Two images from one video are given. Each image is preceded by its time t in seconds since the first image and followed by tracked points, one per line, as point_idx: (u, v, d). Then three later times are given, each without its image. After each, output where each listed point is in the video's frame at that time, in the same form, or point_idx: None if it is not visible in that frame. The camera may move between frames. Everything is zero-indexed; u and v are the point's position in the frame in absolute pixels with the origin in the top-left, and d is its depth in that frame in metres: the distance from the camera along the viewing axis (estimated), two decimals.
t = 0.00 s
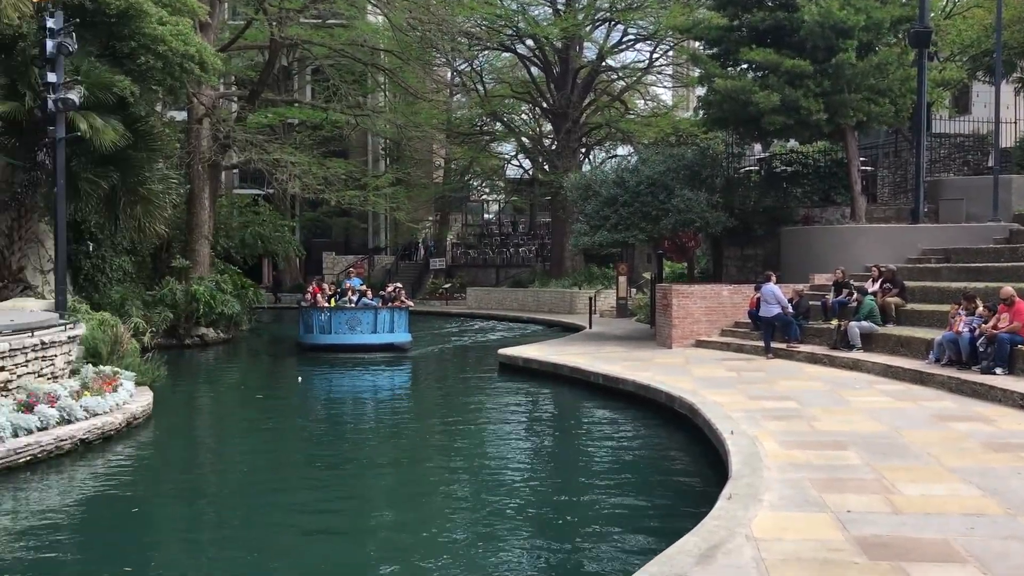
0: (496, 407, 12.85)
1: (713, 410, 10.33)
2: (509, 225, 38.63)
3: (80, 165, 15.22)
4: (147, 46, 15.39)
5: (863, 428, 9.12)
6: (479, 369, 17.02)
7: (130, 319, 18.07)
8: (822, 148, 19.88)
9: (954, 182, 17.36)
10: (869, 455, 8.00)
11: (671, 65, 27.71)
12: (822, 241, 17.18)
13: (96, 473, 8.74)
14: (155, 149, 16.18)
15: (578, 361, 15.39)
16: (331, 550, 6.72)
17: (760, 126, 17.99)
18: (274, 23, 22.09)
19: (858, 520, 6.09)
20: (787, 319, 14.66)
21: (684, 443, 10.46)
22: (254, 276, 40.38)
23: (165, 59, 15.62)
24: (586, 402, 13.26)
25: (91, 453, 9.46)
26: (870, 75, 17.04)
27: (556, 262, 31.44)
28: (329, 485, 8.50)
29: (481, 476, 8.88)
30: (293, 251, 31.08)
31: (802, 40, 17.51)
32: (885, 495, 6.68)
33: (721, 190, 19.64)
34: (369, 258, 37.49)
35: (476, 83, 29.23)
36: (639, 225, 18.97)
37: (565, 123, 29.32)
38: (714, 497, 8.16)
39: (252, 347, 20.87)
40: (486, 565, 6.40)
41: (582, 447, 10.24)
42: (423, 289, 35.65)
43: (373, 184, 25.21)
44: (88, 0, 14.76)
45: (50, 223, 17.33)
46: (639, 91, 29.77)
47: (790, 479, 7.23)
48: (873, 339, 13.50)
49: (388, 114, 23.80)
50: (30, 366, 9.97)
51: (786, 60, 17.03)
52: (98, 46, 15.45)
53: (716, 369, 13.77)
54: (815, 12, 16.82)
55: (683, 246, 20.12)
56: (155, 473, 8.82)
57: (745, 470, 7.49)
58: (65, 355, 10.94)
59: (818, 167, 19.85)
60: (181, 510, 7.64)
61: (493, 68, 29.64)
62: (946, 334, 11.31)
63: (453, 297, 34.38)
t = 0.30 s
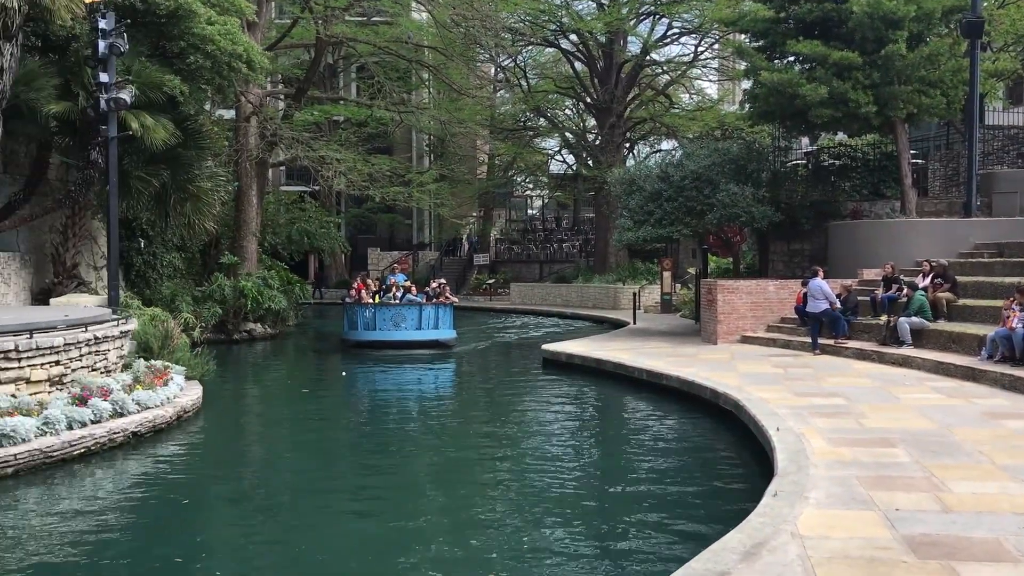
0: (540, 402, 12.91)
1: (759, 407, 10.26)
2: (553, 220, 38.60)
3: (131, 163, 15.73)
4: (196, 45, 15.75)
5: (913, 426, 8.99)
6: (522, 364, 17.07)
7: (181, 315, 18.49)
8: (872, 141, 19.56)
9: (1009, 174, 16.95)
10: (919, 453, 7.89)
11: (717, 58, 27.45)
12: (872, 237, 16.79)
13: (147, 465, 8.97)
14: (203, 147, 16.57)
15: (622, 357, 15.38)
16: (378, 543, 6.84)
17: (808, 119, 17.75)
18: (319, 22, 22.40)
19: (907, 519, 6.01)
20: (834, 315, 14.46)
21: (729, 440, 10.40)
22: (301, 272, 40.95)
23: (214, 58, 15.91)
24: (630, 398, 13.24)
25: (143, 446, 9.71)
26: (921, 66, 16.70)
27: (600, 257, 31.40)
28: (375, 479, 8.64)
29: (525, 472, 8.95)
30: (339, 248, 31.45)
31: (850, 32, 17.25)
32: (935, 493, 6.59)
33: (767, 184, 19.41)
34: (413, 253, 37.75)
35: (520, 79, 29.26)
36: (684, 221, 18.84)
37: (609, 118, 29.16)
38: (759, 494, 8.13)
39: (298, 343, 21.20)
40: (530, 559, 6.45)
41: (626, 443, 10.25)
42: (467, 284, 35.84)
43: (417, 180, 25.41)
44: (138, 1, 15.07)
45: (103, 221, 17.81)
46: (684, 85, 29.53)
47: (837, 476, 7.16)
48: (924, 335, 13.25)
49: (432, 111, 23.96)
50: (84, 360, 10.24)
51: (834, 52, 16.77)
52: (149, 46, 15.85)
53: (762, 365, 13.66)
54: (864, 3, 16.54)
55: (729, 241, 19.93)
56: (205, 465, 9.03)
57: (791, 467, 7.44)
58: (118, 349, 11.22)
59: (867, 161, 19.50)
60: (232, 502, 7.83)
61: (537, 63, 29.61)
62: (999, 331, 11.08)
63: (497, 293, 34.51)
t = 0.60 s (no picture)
0: (568, 402, 12.95)
1: (789, 408, 10.21)
2: (582, 220, 38.55)
3: (165, 164, 16.05)
4: (228, 47, 16.00)
5: (945, 428, 8.90)
6: (550, 364, 17.10)
7: (213, 314, 18.77)
8: (906, 140, 19.36)
9: None
10: (951, 455, 7.81)
11: (748, 57, 27.30)
12: (905, 237, 16.60)
13: (179, 462, 9.12)
14: (235, 147, 16.85)
15: (650, 357, 15.37)
16: (408, 541, 6.92)
17: (840, 119, 17.59)
18: (350, 22, 22.62)
19: (938, 522, 5.97)
20: (866, 316, 14.32)
21: (759, 441, 10.36)
22: (332, 271, 41.30)
23: (245, 60, 16.15)
24: (659, 398, 13.22)
25: (175, 443, 9.88)
26: (955, 64, 16.47)
27: (629, 257, 31.36)
28: (405, 478, 8.73)
29: (553, 471, 9.00)
30: (369, 247, 31.67)
31: (883, 30, 17.09)
32: (967, 496, 6.53)
33: (799, 184, 19.26)
34: (443, 253, 37.90)
35: (549, 79, 29.29)
36: (714, 221, 18.75)
37: (639, 117, 29.07)
38: (789, 497, 8.10)
39: (328, 342, 21.42)
40: (558, 559, 6.49)
41: (655, 443, 10.26)
42: (497, 284, 35.93)
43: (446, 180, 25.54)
44: (172, 4, 15.34)
45: (137, 221, 18.14)
46: (714, 84, 29.38)
47: (867, 478, 7.11)
48: (958, 336, 13.09)
49: (462, 111, 24.08)
50: (118, 358, 10.43)
51: (867, 51, 16.60)
52: (182, 47, 16.17)
53: (793, 366, 13.58)
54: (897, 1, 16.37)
55: (759, 241, 19.80)
56: (236, 463, 9.17)
57: (821, 469, 7.40)
58: (151, 348, 11.43)
59: (901, 160, 19.30)
60: (263, 499, 7.96)
61: (567, 62, 29.63)
62: None
63: (527, 293, 34.57)
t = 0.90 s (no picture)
0: (590, 402, 12.97)
1: (813, 409, 10.17)
2: (604, 220, 38.49)
3: (191, 163, 16.23)
4: (254, 47, 16.18)
5: (972, 431, 8.83)
6: (571, 364, 17.12)
7: (237, 312, 18.96)
8: (933, 141, 19.23)
9: None
10: (978, 458, 7.75)
11: (773, 56, 27.16)
12: (931, 238, 16.45)
13: (204, 459, 9.24)
14: (261, 147, 17.02)
15: (672, 357, 15.35)
16: (432, 540, 6.97)
17: (866, 119, 17.45)
18: (374, 23, 22.77)
19: (965, 525, 5.94)
20: (892, 318, 14.24)
21: (783, 443, 10.32)
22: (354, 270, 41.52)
23: (270, 60, 16.33)
24: (682, 399, 13.21)
25: (199, 440, 10.01)
26: (983, 63, 16.28)
27: (652, 257, 31.30)
28: (428, 477, 8.80)
29: (575, 471, 9.03)
30: (392, 247, 31.83)
31: (910, 29, 16.95)
32: (994, 500, 6.48)
33: (823, 184, 19.13)
34: (466, 253, 37.93)
35: (573, 79, 29.29)
36: (738, 221, 18.66)
37: (662, 118, 28.97)
38: (813, 499, 8.07)
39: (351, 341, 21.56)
40: (581, 559, 6.51)
41: (677, 444, 10.25)
42: (519, 284, 35.96)
43: (469, 180, 25.62)
44: (198, 5, 15.53)
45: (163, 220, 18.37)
46: (739, 84, 29.25)
47: (892, 481, 7.08)
48: (985, 338, 12.94)
49: (485, 111, 24.15)
50: (143, 356, 10.57)
51: (893, 50, 16.47)
52: (208, 47, 16.36)
53: (817, 367, 13.50)
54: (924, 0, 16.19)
55: (783, 242, 19.69)
56: (260, 460, 9.28)
57: (845, 471, 7.37)
58: (176, 346, 11.58)
59: (928, 161, 19.18)
60: (288, 497, 8.05)
61: (590, 62, 29.61)
62: None
63: (549, 293, 34.61)
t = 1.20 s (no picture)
0: (610, 404, 12.94)
1: (836, 412, 10.09)
2: (627, 221, 38.35)
3: (215, 164, 16.44)
4: (278, 49, 16.32)
5: (998, 435, 8.72)
6: (593, 366, 17.10)
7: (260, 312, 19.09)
8: (959, 142, 19.03)
9: None
10: (1003, 463, 7.66)
11: (797, 57, 26.97)
12: (957, 240, 16.28)
13: (226, 458, 9.32)
14: (284, 148, 17.15)
15: (693, 359, 15.28)
16: (454, 540, 6.99)
17: (891, 120, 17.28)
18: (397, 24, 22.84)
19: (990, 530, 5.87)
20: (917, 320, 14.01)
21: (805, 446, 10.25)
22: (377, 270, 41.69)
23: (294, 61, 16.42)
24: (703, 401, 13.15)
25: (222, 439, 10.10)
26: (1011, 64, 16.06)
27: (673, 259, 31.19)
28: (449, 478, 8.81)
29: (595, 473, 9.02)
30: (413, 248, 31.94)
31: (936, 29, 16.78)
32: (1020, 505, 6.40)
33: (848, 186, 18.96)
34: (487, 254, 37.95)
35: (595, 80, 29.25)
36: (760, 223, 18.55)
37: (684, 119, 28.86)
38: (835, 502, 8.01)
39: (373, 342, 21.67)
40: (601, 561, 6.49)
41: (698, 447, 10.21)
42: (540, 285, 35.92)
43: (491, 181, 25.62)
44: (223, 7, 15.68)
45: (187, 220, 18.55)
46: (762, 85, 29.09)
47: (916, 485, 7.00)
48: (1011, 342, 12.78)
49: (507, 112, 24.13)
50: (167, 355, 10.67)
51: (919, 51, 16.31)
52: (232, 49, 16.49)
53: (840, 370, 13.39)
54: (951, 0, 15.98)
55: (807, 244, 19.54)
56: (282, 459, 9.35)
57: (868, 474, 7.30)
58: (199, 345, 11.69)
59: (953, 162, 18.95)
60: (309, 496, 8.10)
61: (613, 63, 29.56)
62: None
63: (570, 294, 34.58)
